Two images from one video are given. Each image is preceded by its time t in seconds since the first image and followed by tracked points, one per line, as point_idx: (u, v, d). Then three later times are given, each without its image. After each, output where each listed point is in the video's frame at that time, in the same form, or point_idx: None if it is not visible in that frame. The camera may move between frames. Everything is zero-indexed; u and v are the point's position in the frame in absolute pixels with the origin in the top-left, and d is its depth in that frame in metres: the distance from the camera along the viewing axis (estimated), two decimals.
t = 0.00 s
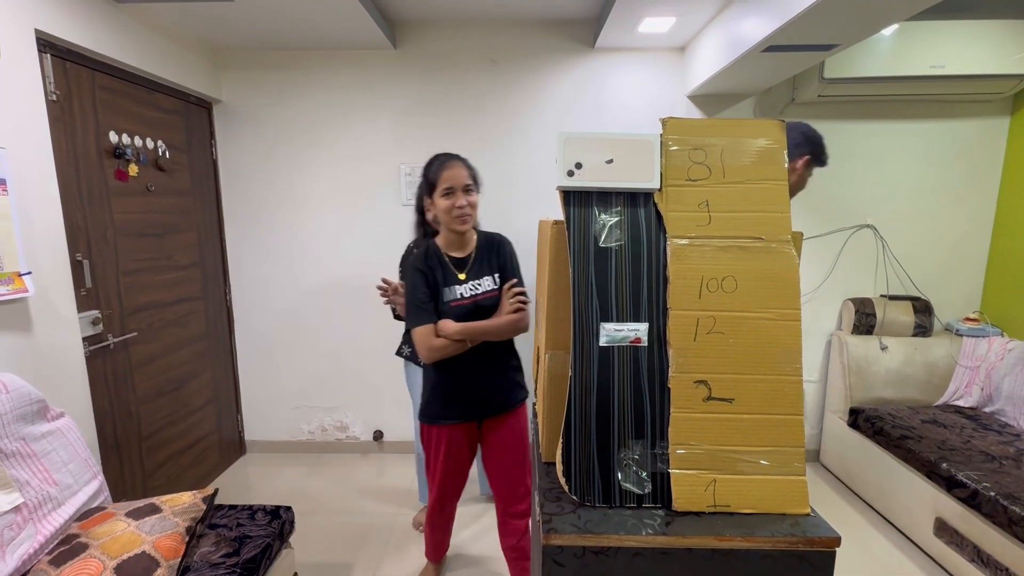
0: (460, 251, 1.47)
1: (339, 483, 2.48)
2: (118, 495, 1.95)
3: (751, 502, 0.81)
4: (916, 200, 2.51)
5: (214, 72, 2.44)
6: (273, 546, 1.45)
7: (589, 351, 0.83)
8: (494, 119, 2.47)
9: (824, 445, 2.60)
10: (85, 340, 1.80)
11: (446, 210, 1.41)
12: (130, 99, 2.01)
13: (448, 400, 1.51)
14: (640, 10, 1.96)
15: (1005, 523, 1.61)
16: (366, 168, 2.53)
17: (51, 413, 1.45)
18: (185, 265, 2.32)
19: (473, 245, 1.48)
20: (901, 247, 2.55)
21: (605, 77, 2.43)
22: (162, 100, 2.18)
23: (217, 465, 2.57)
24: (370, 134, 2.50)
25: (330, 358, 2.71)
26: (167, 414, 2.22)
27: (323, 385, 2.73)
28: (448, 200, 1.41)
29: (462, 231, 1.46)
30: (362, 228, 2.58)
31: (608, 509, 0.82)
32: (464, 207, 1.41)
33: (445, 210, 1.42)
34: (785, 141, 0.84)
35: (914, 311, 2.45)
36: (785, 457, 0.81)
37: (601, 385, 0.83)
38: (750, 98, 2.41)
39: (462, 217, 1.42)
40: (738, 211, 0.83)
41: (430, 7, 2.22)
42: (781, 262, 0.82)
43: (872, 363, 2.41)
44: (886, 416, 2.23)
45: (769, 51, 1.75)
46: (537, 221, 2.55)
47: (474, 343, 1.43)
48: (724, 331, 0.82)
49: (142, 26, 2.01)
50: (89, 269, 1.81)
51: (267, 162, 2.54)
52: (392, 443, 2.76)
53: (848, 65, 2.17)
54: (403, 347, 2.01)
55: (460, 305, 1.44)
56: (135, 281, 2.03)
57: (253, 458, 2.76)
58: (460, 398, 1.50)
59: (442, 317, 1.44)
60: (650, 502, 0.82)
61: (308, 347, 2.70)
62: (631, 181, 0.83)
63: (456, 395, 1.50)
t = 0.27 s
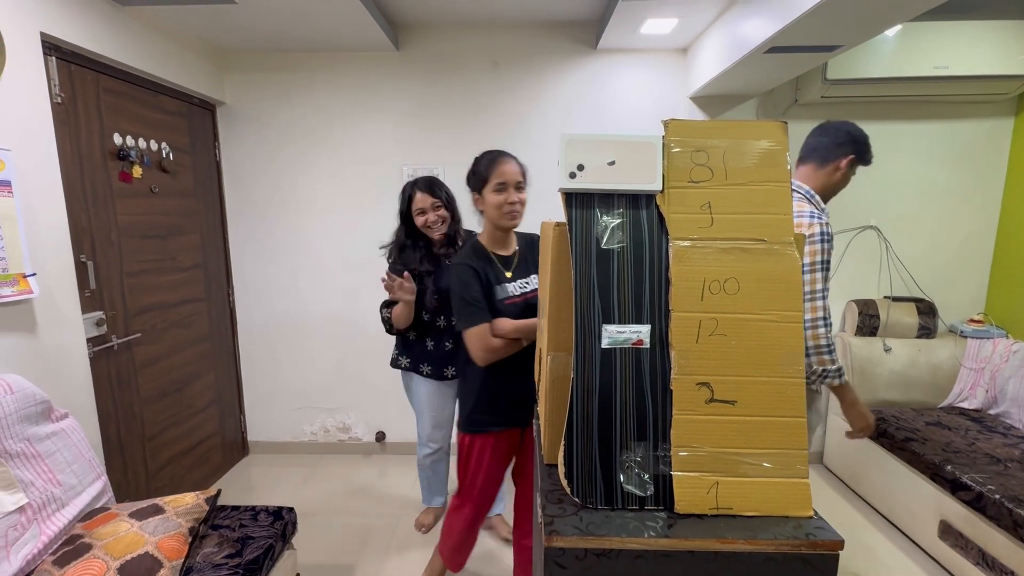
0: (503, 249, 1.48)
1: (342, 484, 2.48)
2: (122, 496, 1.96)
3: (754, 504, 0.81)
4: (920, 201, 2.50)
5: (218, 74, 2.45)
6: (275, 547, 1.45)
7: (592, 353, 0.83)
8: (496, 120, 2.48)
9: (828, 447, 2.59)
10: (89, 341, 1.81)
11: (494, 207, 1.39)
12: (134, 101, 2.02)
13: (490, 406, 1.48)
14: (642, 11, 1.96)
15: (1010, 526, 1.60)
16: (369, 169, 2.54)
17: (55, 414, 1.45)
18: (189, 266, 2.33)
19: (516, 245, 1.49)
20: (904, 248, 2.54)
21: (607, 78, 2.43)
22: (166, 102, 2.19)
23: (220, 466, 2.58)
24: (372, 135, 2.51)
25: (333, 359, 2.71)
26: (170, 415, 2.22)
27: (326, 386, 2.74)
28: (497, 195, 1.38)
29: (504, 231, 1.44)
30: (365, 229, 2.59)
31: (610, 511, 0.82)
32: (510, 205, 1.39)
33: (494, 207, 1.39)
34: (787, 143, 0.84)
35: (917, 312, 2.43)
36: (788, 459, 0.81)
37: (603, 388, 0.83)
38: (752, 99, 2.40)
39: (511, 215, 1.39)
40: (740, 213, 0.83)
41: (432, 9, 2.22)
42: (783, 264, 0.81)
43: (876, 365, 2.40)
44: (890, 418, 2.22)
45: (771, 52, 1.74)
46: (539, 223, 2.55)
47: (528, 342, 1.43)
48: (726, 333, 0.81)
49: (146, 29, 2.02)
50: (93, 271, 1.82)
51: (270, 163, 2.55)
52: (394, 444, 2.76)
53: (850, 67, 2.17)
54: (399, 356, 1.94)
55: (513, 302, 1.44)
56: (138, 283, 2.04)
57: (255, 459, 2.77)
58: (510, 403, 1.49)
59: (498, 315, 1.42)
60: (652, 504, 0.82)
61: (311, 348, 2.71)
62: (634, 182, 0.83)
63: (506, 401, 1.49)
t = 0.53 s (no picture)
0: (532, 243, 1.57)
1: (344, 484, 2.48)
2: (125, 495, 1.96)
3: (757, 505, 0.81)
4: (923, 202, 2.49)
5: (221, 75, 2.46)
6: (278, 546, 1.45)
7: (594, 353, 0.83)
8: (498, 121, 2.48)
9: (831, 448, 2.58)
10: (93, 341, 1.82)
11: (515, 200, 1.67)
12: (138, 103, 2.03)
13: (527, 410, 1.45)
14: (645, 12, 1.96)
15: (1015, 527, 1.60)
16: (371, 170, 2.54)
17: (58, 414, 1.46)
18: (192, 267, 2.34)
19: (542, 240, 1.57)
20: (908, 249, 2.53)
21: (609, 79, 2.43)
22: (169, 104, 2.20)
23: (222, 466, 2.58)
24: (375, 136, 2.52)
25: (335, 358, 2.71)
26: (174, 415, 2.23)
27: (328, 387, 2.74)
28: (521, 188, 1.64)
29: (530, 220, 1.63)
30: (367, 229, 2.59)
31: (613, 512, 0.82)
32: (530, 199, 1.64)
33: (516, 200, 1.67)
34: (791, 143, 0.84)
35: (921, 313, 2.44)
36: (792, 459, 0.81)
37: (606, 388, 0.83)
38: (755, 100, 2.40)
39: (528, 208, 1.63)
40: (743, 213, 0.83)
41: (435, 10, 2.23)
42: (787, 264, 0.81)
43: (880, 366, 2.38)
44: (894, 419, 2.22)
45: (774, 53, 1.74)
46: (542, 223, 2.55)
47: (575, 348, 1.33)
48: (730, 334, 0.81)
49: (150, 30, 2.03)
50: (96, 271, 1.83)
51: (273, 164, 2.56)
52: (397, 444, 2.76)
53: (853, 67, 2.16)
54: (404, 363, 1.91)
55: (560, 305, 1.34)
56: (142, 283, 2.05)
57: (257, 459, 2.77)
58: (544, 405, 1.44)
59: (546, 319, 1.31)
60: (655, 504, 0.82)
61: (313, 347, 2.71)
62: (637, 182, 0.83)
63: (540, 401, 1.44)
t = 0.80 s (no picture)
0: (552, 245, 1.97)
1: (347, 485, 2.48)
2: (129, 497, 1.97)
3: (761, 507, 0.81)
4: (926, 204, 2.49)
5: (225, 78, 2.47)
6: (282, 548, 1.46)
7: (598, 355, 0.84)
8: (501, 123, 2.49)
9: (834, 451, 2.57)
10: (97, 342, 1.82)
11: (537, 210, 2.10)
12: (143, 105, 2.04)
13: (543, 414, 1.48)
14: (647, 14, 1.97)
15: (1019, 530, 1.59)
16: (374, 172, 2.55)
17: (64, 415, 1.47)
18: (196, 269, 2.35)
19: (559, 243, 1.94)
20: (911, 250, 2.53)
21: (611, 81, 2.43)
22: (174, 106, 2.21)
23: (226, 468, 2.58)
24: (378, 138, 2.52)
25: (337, 359, 2.72)
26: (177, 416, 2.24)
27: (331, 388, 2.75)
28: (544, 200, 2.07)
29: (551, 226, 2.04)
30: (370, 231, 2.60)
31: (617, 513, 0.82)
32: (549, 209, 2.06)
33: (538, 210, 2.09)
34: (794, 146, 0.84)
35: (925, 315, 2.43)
36: (796, 462, 0.81)
37: (609, 390, 0.83)
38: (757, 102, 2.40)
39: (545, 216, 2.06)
40: (746, 216, 0.83)
41: (438, 13, 2.24)
42: (790, 266, 0.82)
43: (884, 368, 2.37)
44: (898, 421, 2.21)
45: (776, 54, 1.74)
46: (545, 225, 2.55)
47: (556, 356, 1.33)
48: (733, 336, 0.82)
49: (155, 34, 2.04)
50: (101, 273, 1.84)
51: (277, 166, 2.57)
52: (399, 446, 2.76)
53: (856, 69, 2.16)
54: (410, 372, 1.74)
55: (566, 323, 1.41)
56: (146, 285, 2.06)
57: (260, 460, 2.78)
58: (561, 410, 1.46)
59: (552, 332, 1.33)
60: (659, 506, 0.82)
61: (315, 348, 2.72)
62: (640, 185, 0.83)
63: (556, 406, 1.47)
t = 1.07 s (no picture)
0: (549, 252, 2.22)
1: (349, 486, 2.49)
2: (131, 497, 1.97)
3: (762, 507, 0.81)
4: (927, 204, 2.49)
5: (227, 79, 2.48)
6: (284, 547, 1.46)
7: (600, 355, 0.84)
8: (502, 124, 2.49)
9: (836, 451, 2.57)
10: (100, 342, 1.83)
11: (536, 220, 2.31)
12: (146, 107, 2.04)
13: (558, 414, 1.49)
14: (648, 15, 1.97)
15: (1020, 531, 1.59)
16: (376, 173, 2.56)
17: (67, 415, 1.47)
18: (198, 269, 2.36)
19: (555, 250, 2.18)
20: (912, 251, 2.53)
21: (612, 82, 2.44)
22: (177, 107, 2.21)
23: (227, 468, 2.59)
24: (379, 139, 2.53)
25: (339, 360, 2.73)
26: (180, 416, 2.24)
27: (333, 388, 2.75)
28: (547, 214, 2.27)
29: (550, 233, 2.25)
30: (371, 232, 2.60)
31: (619, 513, 0.82)
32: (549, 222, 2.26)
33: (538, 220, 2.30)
34: (795, 147, 0.84)
35: (926, 316, 2.43)
36: (797, 462, 0.81)
37: (611, 390, 0.84)
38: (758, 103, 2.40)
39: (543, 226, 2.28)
40: (747, 217, 0.84)
41: (440, 14, 2.24)
42: (791, 267, 0.82)
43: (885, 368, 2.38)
44: (899, 422, 2.22)
45: (777, 55, 1.75)
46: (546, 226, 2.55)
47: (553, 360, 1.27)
48: (734, 336, 0.82)
49: (158, 35, 2.05)
50: (104, 274, 1.84)
51: (279, 167, 2.58)
52: (401, 446, 2.77)
53: (857, 69, 2.16)
54: (414, 392, 1.55)
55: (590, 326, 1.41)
56: (149, 285, 2.06)
57: (262, 460, 2.78)
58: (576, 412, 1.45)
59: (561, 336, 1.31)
60: (660, 505, 0.83)
61: (316, 348, 2.72)
62: (641, 186, 0.84)
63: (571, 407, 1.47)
